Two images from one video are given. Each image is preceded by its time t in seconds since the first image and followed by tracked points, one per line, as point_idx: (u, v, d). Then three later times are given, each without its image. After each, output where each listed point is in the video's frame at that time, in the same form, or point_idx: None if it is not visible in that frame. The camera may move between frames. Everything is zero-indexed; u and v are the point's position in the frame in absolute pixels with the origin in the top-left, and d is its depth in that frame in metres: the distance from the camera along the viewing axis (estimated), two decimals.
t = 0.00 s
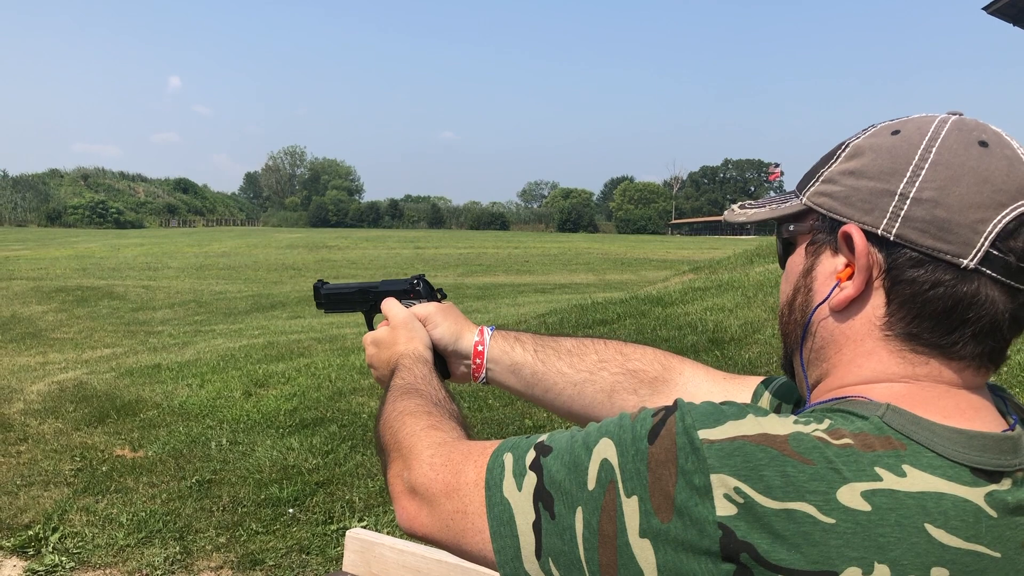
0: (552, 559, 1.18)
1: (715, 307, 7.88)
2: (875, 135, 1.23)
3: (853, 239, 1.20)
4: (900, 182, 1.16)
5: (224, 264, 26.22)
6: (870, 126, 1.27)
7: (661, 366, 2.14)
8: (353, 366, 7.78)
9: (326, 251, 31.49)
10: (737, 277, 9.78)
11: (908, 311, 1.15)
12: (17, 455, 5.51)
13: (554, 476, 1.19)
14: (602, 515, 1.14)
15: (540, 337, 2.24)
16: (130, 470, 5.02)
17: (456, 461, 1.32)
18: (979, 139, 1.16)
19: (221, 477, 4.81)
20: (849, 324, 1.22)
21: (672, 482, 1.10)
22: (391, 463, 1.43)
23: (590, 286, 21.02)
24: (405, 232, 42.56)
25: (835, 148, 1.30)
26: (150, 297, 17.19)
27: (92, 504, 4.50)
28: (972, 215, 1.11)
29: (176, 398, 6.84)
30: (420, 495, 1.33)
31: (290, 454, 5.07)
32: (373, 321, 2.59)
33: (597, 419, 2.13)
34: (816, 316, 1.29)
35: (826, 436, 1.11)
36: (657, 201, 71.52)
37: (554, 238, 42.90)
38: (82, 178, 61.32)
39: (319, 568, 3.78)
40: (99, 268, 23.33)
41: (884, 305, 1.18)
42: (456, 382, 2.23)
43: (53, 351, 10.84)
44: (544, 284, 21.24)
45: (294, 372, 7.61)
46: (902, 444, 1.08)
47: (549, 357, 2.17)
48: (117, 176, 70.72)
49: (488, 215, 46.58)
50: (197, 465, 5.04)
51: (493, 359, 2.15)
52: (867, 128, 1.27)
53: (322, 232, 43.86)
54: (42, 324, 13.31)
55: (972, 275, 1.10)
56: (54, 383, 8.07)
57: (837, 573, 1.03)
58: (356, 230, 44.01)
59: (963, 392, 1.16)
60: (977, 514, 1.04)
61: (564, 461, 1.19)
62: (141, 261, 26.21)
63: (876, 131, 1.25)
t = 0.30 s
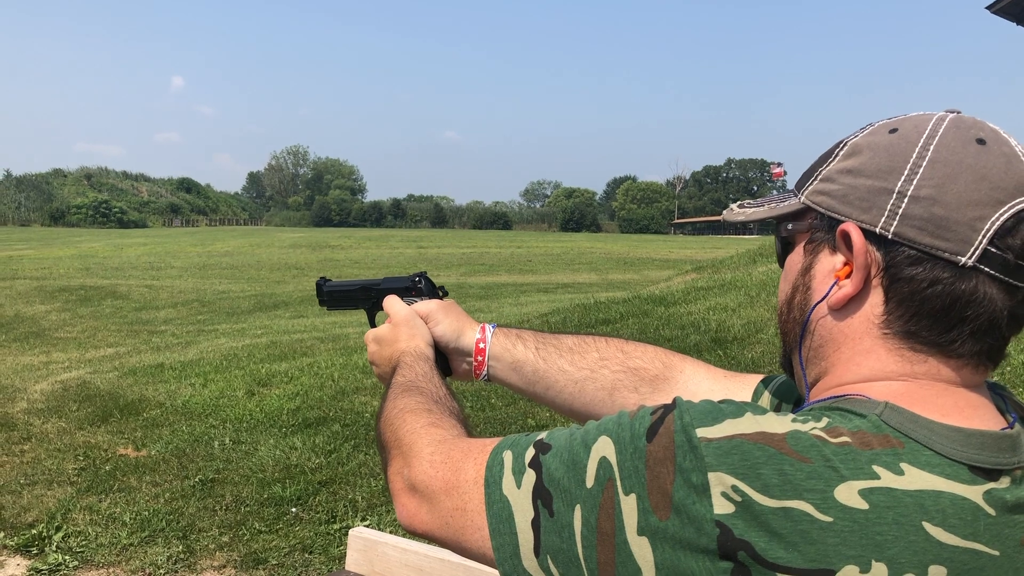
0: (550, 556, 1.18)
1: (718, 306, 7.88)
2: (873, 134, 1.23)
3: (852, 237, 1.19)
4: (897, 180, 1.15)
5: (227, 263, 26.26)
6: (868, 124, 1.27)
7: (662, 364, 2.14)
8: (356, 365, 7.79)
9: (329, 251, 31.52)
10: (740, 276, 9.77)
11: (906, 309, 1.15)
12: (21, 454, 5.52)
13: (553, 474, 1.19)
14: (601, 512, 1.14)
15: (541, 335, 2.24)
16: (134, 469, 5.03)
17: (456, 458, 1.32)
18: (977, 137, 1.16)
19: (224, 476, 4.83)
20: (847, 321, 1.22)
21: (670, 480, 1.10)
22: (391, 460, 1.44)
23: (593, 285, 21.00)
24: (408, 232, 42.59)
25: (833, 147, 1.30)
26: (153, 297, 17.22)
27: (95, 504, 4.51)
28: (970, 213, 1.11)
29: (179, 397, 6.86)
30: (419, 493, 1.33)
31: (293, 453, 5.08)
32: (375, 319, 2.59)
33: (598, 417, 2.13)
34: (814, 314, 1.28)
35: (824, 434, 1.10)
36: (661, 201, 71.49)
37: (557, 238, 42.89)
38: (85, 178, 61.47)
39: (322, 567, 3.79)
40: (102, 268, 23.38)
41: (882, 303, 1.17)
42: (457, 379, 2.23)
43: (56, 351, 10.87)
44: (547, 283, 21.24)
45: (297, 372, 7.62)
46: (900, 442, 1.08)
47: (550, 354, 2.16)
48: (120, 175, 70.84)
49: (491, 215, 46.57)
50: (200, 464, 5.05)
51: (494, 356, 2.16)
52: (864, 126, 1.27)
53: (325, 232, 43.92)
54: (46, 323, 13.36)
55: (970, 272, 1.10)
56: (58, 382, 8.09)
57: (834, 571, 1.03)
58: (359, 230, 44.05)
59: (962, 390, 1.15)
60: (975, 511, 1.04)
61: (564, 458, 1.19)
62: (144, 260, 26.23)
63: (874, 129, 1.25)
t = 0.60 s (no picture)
0: (549, 554, 1.18)
1: (720, 305, 7.87)
2: (871, 132, 1.23)
3: (849, 236, 1.19)
4: (894, 179, 1.15)
5: (230, 262, 26.30)
6: (866, 123, 1.27)
7: (663, 362, 2.14)
8: (358, 364, 7.80)
9: (331, 250, 31.57)
10: (742, 276, 9.76)
11: (904, 307, 1.15)
12: (24, 453, 5.54)
13: (552, 472, 1.19)
14: (599, 511, 1.14)
15: (542, 333, 2.24)
16: (137, 468, 5.05)
17: (456, 456, 1.32)
18: (974, 135, 1.16)
19: (226, 475, 4.84)
20: (845, 320, 1.22)
21: (668, 477, 1.10)
22: (391, 457, 1.44)
23: (596, 284, 20.99)
24: (410, 231, 42.60)
25: (830, 145, 1.30)
26: (156, 296, 17.25)
27: (98, 503, 4.52)
28: (967, 211, 1.10)
29: (182, 396, 6.88)
30: (419, 490, 1.33)
31: (295, 452, 5.09)
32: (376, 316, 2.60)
33: (598, 414, 2.13)
34: (813, 312, 1.28)
35: (822, 433, 1.11)
36: (663, 200, 71.45)
37: (560, 237, 42.89)
38: (88, 177, 61.58)
39: (324, 566, 3.80)
40: (104, 267, 23.43)
41: (881, 302, 1.17)
42: (458, 376, 2.24)
43: (59, 350, 10.90)
44: (549, 283, 21.25)
45: (300, 371, 7.63)
46: (898, 440, 1.08)
47: (551, 351, 2.16)
48: (123, 175, 70.95)
49: (493, 214, 46.58)
50: (202, 463, 5.07)
51: (495, 353, 2.16)
52: (862, 125, 1.27)
53: (327, 231, 43.94)
54: (49, 322, 13.38)
55: (968, 270, 1.10)
56: (61, 381, 8.11)
57: (831, 569, 1.03)
58: (361, 229, 44.08)
59: (960, 388, 1.15)
60: (973, 509, 1.04)
61: (562, 456, 1.19)
62: (146, 259, 26.28)
63: (872, 128, 1.25)
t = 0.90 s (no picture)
0: (548, 553, 1.18)
1: (721, 305, 7.87)
2: (872, 131, 1.22)
3: (850, 235, 1.19)
4: (896, 178, 1.15)
5: (231, 262, 26.31)
6: (867, 122, 1.27)
7: (664, 361, 2.14)
8: (359, 363, 7.81)
9: (333, 250, 31.60)
10: (744, 275, 9.76)
11: (905, 306, 1.14)
12: (26, 452, 5.55)
13: (552, 471, 1.19)
14: (599, 510, 1.14)
15: (544, 330, 2.24)
16: (138, 467, 5.05)
17: (456, 455, 1.32)
18: (975, 134, 1.15)
19: (228, 474, 4.84)
20: (845, 319, 1.22)
21: (668, 476, 1.10)
22: (392, 456, 1.44)
23: (597, 284, 20.99)
24: (412, 230, 42.62)
25: (831, 144, 1.30)
26: (158, 295, 17.26)
27: (99, 502, 4.53)
28: (968, 211, 1.10)
29: (183, 395, 6.88)
30: (419, 489, 1.33)
31: (297, 451, 5.10)
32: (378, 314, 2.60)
33: (599, 413, 2.13)
34: (813, 312, 1.28)
35: (823, 433, 1.10)
36: (664, 200, 71.45)
37: (561, 236, 42.91)
38: (89, 177, 61.64)
39: (326, 565, 3.80)
40: (106, 266, 23.44)
41: (881, 301, 1.17)
42: (459, 374, 2.24)
43: (61, 349, 10.91)
44: (551, 282, 21.27)
45: (301, 370, 7.63)
46: (899, 440, 1.08)
47: (553, 350, 2.16)
48: (124, 174, 70.98)
49: (494, 213, 46.56)
50: (203, 462, 5.07)
51: (496, 351, 2.16)
52: (863, 124, 1.26)
53: (329, 230, 43.96)
54: (50, 322, 13.39)
55: (969, 269, 1.10)
56: (63, 380, 8.11)
57: (831, 569, 1.03)
58: (363, 229, 44.11)
59: (961, 387, 1.15)
60: (973, 509, 1.04)
61: (562, 455, 1.19)
62: (148, 259, 26.31)
63: (873, 126, 1.24)
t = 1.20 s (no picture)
0: (557, 546, 1.16)
1: (723, 304, 7.85)
2: (894, 132, 1.20)
3: (871, 238, 1.17)
4: (918, 181, 1.13)
5: (232, 261, 26.30)
6: (889, 122, 1.24)
7: (682, 362, 2.12)
8: (361, 363, 7.79)
9: (335, 249, 31.61)
10: (745, 275, 9.74)
11: (926, 311, 1.12)
12: (26, 451, 5.53)
13: (564, 464, 1.17)
14: (611, 504, 1.12)
15: (561, 324, 2.21)
16: (139, 466, 5.03)
17: (468, 446, 1.30)
18: (1001, 137, 1.13)
19: (229, 473, 4.82)
20: (866, 324, 1.20)
21: (682, 475, 1.07)
22: (402, 444, 1.41)
23: (597, 283, 20.96)
24: (413, 229, 42.60)
25: (852, 145, 1.27)
26: (158, 295, 17.24)
27: (100, 501, 4.51)
28: (992, 215, 1.08)
29: (184, 395, 6.86)
30: (428, 479, 1.31)
31: (297, 451, 5.08)
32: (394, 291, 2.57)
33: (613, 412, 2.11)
34: (832, 315, 1.26)
35: (841, 436, 1.08)
36: (665, 200, 71.54)
37: (562, 235, 42.89)
38: (90, 176, 61.65)
39: (326, 565, 3.78)
40: (107, 266, 23.45)
41: (902, 305, 1.15)
42: (472, 362, 2.21)
43: (62, 348, 10.90)
44: (551, 281, 21.26)
45: (302, 369, 7.61)
46: (918, 446, 1.05)
47: (570, 344, 2.14)
48: (125, 173, 71.02)
49: (495, 212, 46.54)
50: (204, 461, 5.05)
51: (512, 344, 2.13)
52: (885, 125, 1.24)
53: (330, 229, 43.95)
54: (52, 321, 13.36)
55: (992, 275, 1.07)
56: (64, 379, 8.09)
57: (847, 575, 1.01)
58: (364, 228, 44.10)
59: (983, 394, 1.13)
60: (992, 518, 1.01)
61: (575, 448, 1.17)
62: (149, 258, 26.32)
63: (895, 127, 1.22)
